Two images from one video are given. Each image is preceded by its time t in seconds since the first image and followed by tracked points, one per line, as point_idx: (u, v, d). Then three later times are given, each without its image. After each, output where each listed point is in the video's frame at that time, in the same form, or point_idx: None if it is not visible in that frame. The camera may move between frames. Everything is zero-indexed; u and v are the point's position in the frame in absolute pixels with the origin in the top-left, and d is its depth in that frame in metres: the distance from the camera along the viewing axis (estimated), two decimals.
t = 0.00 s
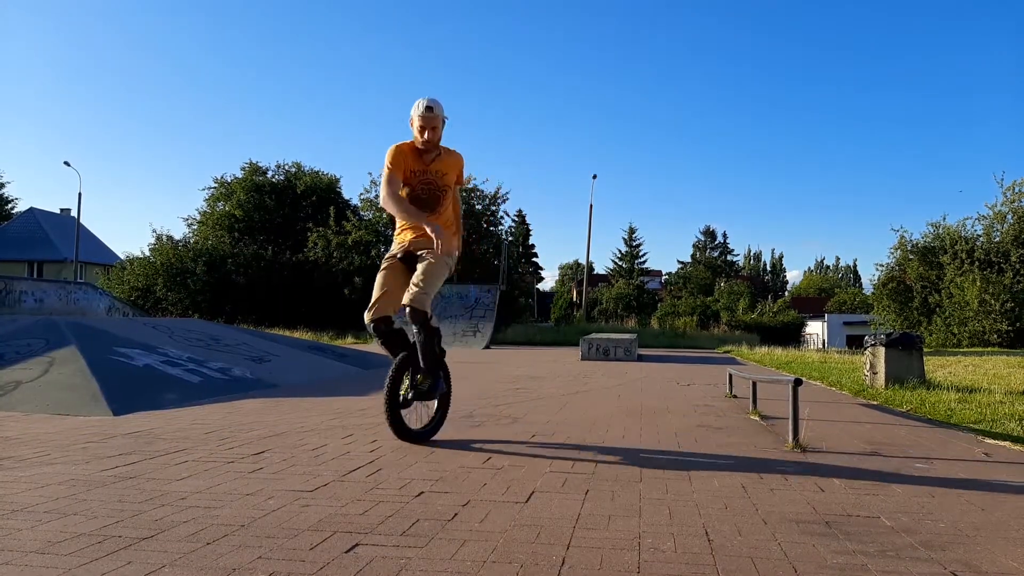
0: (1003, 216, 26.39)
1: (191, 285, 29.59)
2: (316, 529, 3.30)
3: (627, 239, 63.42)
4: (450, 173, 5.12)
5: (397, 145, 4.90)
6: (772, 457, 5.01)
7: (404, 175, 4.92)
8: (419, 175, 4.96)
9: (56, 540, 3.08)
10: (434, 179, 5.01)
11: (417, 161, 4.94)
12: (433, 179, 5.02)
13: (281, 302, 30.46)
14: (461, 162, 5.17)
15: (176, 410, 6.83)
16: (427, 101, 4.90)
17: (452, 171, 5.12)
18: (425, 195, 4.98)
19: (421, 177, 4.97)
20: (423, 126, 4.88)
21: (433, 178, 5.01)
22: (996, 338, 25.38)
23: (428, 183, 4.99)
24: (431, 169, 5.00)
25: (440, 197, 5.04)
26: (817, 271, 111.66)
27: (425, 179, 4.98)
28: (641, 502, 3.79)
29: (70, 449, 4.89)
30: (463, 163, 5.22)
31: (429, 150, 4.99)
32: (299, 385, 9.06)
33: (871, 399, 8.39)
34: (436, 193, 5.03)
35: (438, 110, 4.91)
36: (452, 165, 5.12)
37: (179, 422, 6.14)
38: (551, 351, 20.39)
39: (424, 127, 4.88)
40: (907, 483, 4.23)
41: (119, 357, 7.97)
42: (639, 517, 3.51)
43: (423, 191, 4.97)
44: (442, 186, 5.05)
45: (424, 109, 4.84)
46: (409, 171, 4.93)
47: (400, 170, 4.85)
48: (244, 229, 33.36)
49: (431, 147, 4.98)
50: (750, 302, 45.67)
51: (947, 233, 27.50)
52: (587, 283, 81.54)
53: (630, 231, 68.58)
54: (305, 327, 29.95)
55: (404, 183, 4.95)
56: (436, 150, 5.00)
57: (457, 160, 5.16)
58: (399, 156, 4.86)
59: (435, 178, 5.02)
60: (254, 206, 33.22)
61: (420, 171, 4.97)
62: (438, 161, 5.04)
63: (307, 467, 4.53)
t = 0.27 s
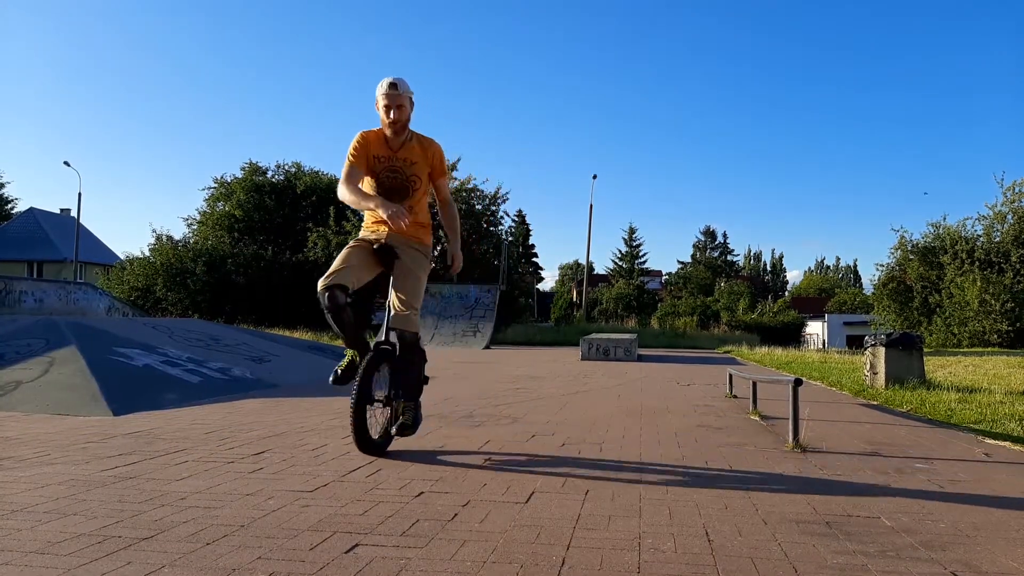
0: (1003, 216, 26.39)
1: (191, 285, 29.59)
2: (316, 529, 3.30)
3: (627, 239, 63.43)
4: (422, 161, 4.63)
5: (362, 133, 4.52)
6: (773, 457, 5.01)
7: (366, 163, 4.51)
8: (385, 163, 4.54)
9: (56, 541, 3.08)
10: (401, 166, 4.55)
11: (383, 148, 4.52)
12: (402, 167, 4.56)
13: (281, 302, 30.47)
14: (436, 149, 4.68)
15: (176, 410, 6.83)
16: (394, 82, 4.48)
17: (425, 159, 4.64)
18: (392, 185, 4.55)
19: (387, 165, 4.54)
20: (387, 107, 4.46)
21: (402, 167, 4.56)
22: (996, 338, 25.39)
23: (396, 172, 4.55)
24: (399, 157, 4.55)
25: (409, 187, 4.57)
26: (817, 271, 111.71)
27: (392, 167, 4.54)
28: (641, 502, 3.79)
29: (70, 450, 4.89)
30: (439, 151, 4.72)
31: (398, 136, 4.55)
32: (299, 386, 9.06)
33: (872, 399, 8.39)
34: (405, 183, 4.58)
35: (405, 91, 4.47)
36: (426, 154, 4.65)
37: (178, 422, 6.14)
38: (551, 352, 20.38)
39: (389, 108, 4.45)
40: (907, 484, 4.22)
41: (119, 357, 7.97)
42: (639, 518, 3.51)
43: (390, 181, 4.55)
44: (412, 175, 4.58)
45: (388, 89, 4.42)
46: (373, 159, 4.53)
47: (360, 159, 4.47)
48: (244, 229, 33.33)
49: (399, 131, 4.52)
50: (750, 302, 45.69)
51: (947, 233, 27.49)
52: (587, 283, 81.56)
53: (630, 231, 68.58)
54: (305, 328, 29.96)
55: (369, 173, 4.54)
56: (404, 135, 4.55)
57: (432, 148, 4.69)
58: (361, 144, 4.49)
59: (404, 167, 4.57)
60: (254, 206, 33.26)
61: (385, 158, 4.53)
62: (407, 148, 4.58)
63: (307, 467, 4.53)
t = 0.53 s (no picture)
0: (1003, 216, 26.37)
1: (191, 285, 29.60)
2: (317, 529, 3.30)
3: (627, 239, 63.40)
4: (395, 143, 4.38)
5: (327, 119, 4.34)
6: (773, 457, 5.01)
7: (332, 150, 4.34)
8: (352, 149, 4.32)
9: (56, 540, 3.08)
10: (370, 151, 4.32)
11: (350, 133, 4.31)
12: (372, 152, 4.34)
13: (281, 302, 30.48)
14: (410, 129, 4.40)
15: (176, 410, 6.83)
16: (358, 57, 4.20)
17: (398, 141, 4.38)
18: (364, 172, 4.35)
19: (354, 151, 4.33)
20: (350, 87, 4.20)
21: (371, 152, 4.33)
22: (996, 338, 25.42)
23: (366, 158, 4.33)
24: (368, 140, 4.32)
25: (381, 173, 4.36)
26: (817, 271, 111.73)
27: (360, 152, 4.32)
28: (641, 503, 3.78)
29: (70, 450, 4.89)
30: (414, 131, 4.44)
31: (365, 117, 4.31)
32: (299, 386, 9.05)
33: (872, 399, 8.38)
34: (377, 169, 4.36)
35: (370, 68, 4.20)
36: (398, 135, 4.38)
37: (178, 422, 6.14)
38: (551, 351, 20.36)
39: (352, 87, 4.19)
40: (908, 483, 4.22)
41: (119, 357, 7.97)
42: (639, 518, 3.51)
43: (362, 169, 4.35)
44: (383, 159, 4.34)
45: (349, 65, 4.16)
46: (340, 145, 4.33)
47: (326, 147, 4.31)
48: (244, 228, 33.30)
49: (365, 112, 4.27)
50: (750, 302, 45.68)
51: (947, 233, 27.47)
52: (587, 283, 81.55)
53: (630, 231, 68.59)
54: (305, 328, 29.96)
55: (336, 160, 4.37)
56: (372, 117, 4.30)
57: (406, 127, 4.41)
58: (327, 129, 4.31)
59: (374, 152, 4.34)
60: (254, 206, 33.32)
61: (352, 143, 4.32)
62: (376, 130, 4.33)
63: (307, 467, 4.52)
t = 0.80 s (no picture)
0: (1005, 187, 26.08)
1: (190, 258, 29.55)
2: (317, 499, 3.33)
3: (627, 211, 63.10)
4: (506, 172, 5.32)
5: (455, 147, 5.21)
6: (769, 429, 5.06)
7: (457, 171, 5.20)
8: (474, 170, 5.22)
9: (59, 510, 3.11)
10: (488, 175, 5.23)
11: (473, 160, 5.19)
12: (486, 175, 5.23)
13: (280, 274, 30.47)
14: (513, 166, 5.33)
15: (177, 382, 6.87)
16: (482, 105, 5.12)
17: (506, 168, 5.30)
18: (478, 190, 5.24)
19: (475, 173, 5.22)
20: (476, 127, 5.11)
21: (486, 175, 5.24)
22: (996, 310, 25.43)
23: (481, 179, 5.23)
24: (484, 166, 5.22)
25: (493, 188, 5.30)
26: (818, 242, 111.44)
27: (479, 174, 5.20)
28: (638, 472, 3.82)
29: (72, 421, 4.93)
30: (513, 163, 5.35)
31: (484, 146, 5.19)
32: (299, 358, 9.08)
33: (870, 370, 8.42)
34: (489, 189, 5.27)
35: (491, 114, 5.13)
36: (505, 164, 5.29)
37: (179, 393, 6.19)
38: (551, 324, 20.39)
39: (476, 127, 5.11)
40: (903, 454, 4.26)
41: (119, 329, 7.98)
42: (636, 488, 3.54)
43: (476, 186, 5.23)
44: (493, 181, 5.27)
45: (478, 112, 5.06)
46: (464, 167, 5.21)
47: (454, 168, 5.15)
48: (243, 200, 33.17)
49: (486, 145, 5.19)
50: (751, 274, 45.57)
51: (948, 205, 27.14)
52: (587, 255, 81.35)
53: (631, 203, 68.17)
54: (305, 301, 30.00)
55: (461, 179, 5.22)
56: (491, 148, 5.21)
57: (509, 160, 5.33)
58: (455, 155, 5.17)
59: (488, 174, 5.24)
60: (253, 178, 33.11)
61: (472, 167, 5.21)
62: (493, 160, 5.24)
63: (308, 438, 4.57)
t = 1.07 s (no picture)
0: (1005, 187, 26.07)
1: (191, 258, 29.52)
2: (317, 499, 3.33)
3: (627, 211, 63.08)
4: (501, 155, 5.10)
5: (446, 131, 4.92)
6: (769, 428, 5.07)
7: (450, 159, 4.94)
8: (466, 158, 4.97)
9: (59, 510, 3.11)
10: (481, 161, 4.99)
11: (467, 146, 4.94)
12: (481, 160, 5.01)
13: (280, 274, 30.47)
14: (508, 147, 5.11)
15: (177, 382, 6.87)
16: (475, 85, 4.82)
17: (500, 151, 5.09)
18: (472, 178, 5.04)
19: (469, 160, 4.98)
20: (468, 110, 4.83)
21: (480, 161, 5.01)
22: (995, 310, 25.45)
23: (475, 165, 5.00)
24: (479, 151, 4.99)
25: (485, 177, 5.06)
26: (818, 242, 111.46)
27: (473, 160, 4.98)
28: (638, 472, 3.81)
29: (72, 421, 4.92)
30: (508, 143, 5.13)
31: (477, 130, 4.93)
32: (300, 358, 9.09)
33: (871, 370, 8.43)
34: (482, 177, 5.07)
35: (485, 95, 4.83)
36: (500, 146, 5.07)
37: (179, 393, 6.18)
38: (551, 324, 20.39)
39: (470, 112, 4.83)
40: (903, 454, 4.26)
41: (119, 329, 7.98)
42: (636, 487, 3.54)
43: (468, 173, 5.02)
44: (488, 166, 5.05)
45: (471, 95, 4.78)
46: (457, 154, 4.95)
47: (447, 157, 4.89)
48: (243, 200, 33.17)
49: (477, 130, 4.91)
50: (751, 274, 45.60)
51: (948, 205, 27.14)
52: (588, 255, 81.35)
53: (631, 202, 68.15)
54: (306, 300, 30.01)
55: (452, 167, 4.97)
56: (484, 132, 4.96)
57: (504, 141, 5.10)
58: (446, 140, 4.88)
59: (482, 160, 5.02)
60: (253, 177, 33.15)
61: (465, 153, 4.96)
62: (486, 144, 5.01)
63: (308, 438, 4.57)
